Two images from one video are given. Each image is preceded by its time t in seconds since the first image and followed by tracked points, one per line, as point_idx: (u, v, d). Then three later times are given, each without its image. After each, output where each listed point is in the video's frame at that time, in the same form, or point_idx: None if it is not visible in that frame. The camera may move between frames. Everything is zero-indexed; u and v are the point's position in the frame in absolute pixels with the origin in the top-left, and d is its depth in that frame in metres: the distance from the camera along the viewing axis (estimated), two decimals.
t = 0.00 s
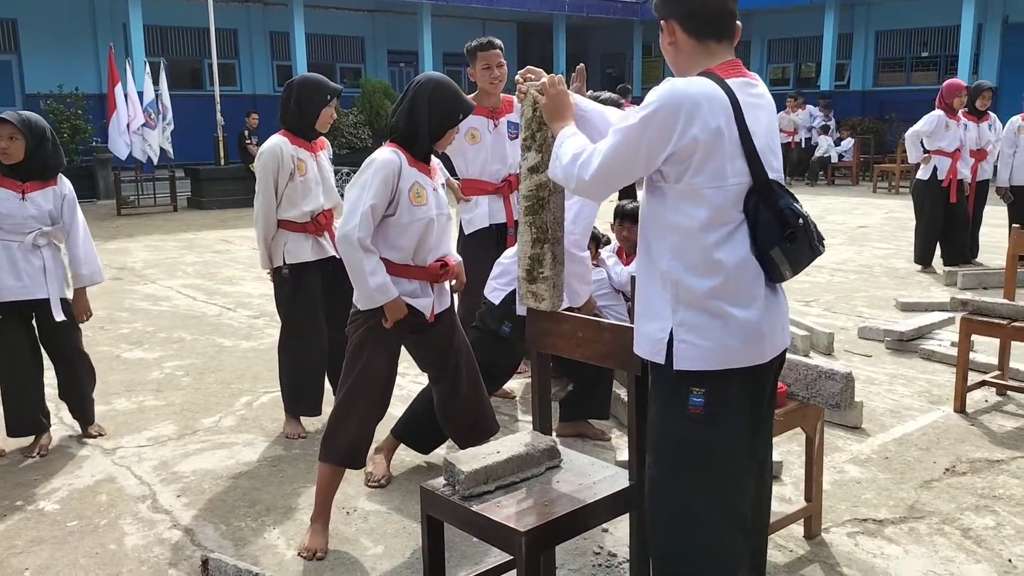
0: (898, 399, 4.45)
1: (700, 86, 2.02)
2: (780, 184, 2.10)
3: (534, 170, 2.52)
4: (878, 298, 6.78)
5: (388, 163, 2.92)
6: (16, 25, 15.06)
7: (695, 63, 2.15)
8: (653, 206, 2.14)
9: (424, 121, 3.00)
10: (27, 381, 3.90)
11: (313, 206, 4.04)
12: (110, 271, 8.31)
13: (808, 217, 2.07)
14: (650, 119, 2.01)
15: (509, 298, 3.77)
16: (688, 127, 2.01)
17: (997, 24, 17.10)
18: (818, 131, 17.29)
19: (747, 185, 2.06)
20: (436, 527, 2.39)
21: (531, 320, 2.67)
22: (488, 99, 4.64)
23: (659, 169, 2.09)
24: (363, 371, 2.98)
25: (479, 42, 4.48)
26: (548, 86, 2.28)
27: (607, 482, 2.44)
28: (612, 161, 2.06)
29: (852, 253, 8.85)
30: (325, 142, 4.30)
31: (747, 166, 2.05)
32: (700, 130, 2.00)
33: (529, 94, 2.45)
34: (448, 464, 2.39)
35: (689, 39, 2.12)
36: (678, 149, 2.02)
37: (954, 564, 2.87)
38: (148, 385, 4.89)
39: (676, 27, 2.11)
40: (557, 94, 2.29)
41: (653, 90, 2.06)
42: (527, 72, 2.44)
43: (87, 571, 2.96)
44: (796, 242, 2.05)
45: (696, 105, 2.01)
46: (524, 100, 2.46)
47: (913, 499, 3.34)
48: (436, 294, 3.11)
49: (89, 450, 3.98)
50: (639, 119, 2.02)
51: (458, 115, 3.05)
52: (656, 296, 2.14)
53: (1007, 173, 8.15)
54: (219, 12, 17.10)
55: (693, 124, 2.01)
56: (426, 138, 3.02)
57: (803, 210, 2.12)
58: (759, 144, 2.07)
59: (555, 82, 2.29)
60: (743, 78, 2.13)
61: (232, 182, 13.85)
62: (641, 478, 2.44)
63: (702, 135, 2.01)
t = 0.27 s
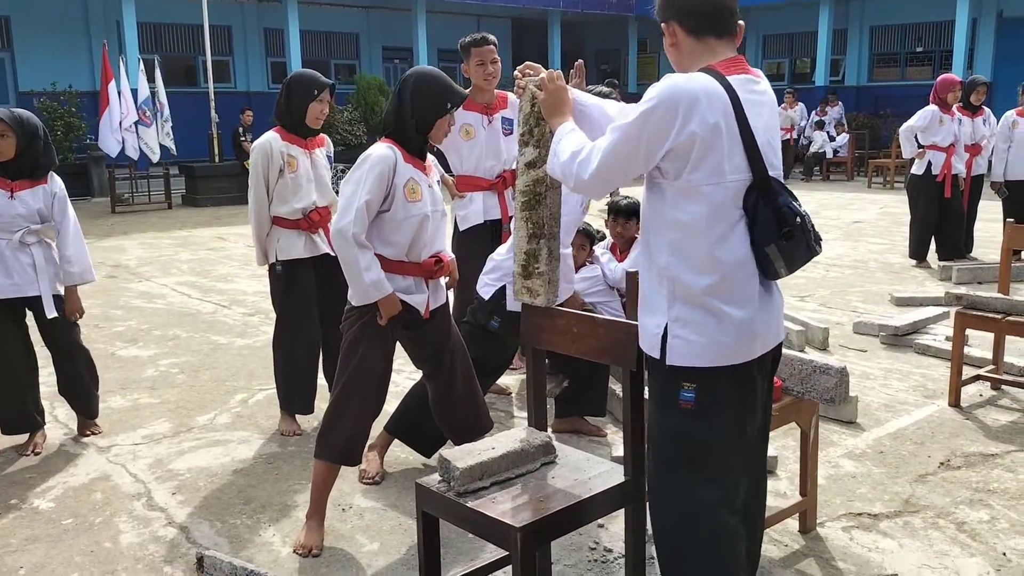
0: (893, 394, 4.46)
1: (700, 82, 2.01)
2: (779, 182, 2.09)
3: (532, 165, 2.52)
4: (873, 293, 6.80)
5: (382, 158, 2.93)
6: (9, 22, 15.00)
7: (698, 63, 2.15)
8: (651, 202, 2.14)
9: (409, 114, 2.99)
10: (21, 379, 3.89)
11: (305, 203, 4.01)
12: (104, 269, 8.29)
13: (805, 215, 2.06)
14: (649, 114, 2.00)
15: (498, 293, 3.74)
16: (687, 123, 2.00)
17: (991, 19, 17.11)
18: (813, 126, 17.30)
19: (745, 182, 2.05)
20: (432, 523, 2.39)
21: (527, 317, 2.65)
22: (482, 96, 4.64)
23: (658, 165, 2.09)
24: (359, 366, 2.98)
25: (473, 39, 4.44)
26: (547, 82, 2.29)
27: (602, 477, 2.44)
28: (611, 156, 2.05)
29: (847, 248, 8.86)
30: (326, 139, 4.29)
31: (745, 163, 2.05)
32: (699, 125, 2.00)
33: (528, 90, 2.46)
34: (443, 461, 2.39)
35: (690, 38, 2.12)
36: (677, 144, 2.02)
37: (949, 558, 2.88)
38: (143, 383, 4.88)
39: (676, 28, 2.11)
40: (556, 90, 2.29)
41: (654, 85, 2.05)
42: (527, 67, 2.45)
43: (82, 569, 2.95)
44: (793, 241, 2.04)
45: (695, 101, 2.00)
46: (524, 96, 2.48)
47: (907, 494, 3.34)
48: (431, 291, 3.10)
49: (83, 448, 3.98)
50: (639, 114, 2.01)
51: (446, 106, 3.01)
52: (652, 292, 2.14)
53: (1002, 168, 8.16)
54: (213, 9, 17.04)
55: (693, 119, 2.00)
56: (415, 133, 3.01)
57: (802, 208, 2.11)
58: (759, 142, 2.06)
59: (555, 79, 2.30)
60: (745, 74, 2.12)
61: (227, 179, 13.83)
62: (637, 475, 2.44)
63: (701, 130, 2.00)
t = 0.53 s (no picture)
0: (893, 391, 4.46)
1: (691, 75, 2.02)
2: (776, 176, 2.08)
3: (532, 164, 2.52)
4: (873, 290, 6.80)
5: (361, 159, 2.94)
6: (8, 23, 15.01)
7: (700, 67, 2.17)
8: (649, 198, 2.15)
9: (380, 108, 3.03)
10: (21, 378, 3.89)
11: (303, 202, 4.01)
12: (104, 268, 8.29)
13: (803, 210, 2.04)
14: (639, 110, 2.02)
15: (497, 293, 3.76)
16: (677, 116, 2.01)
17: (990, 16, 17.10)
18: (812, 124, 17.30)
19: (741, 176, 2.04)
20: (432, 522, 2.39)
21: (525, 315, 2.65)
22: (480, 94, 4.65)
23: (653, 160, 2.10)
24: (355, 366, 2.97)
25: (470, 38, 4.43)
26: (547, 80, 2.30)
27: (602, 475, 2.44)
28: (604, 148, 2.07)
29: (847, 246, 8.86)
30: (327, 139, 4.29)
31: (740, 156, 2.04)
32: (688, 115, 2.00)
33: (529, 89, 2.48)
34: (442, 460, 2.39)
35: (689, 41, 2.14)
36: (667, 135, 2.02)
37: (948, 555, 2.88)
38: (143, 383, 4.89)
39: (676, 35, 2.15)
40: (557, 89, 2.30)
41: (645, 80, 2.07)
42: (528, 66, 2.48)
43: (83, 568, 2.95)
44: (788, 233, 2.02)
45: (684, 94, 2.00)
46: (524, 96, 2.50)
47: (907, 491, 3.35)
48: (425, 291, 3.09)
49: (84, 448, 3.98)
50: (629, 106, 2.03)
51: (414, 91, 2.99)
52: (651, 288, 2.15)
53: (1001, 165, 8.16)
54: (212, 8, 17.04)
55: (681, 109, 2.00)
56: (390, 126, 3.03)
57: (801, 202, 2.09)
58: (754, 135, 2.05)
59: (556, 77, 2.30)
60: (746, 71, 2.12)
61: (227, 179, 13.83)
62: (636, 473, 2.44)
63: (690, 120, 2.00)
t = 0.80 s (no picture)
0: (896, 390, 4.46)
1: (691, 70, 2.03)
2: (780, 171, 2.07)
3: (535, 163, 2.53)
4: (877, 289, 6.80)
5: (353, 160, 2.97)
6: (12, 24, 15.05)
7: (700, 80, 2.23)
8: (652, 194, 2.16)
9: (373, 109, 3.05)
10: (27, 377, 3.90)
11: (307, 202, 4.02)
12: (109, 269, 8.31)
13: (807, 205, 2.03)
14: (638, 105, 2.04)
15: (499, 293, 3.77)
16: (677, 110, 2.02)
17: (994, 14, 17.07)
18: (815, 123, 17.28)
19: (743, 170, 2.04)
20: (436, 520, 2.40)
21: (529, 315, 2.67)
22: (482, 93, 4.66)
23: (655, 155, 2.10)
24: (358, 365, 2.98)
25: (473, 38, 4.43)
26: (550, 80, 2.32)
27: (605, 474, 2.45)
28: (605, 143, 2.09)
29: (850, 245, 8.86)
30: (333, 139, 4.29)
31: (742, 150, 2.04)
32: (687, 106, 2.01)
33: (532, 88, 2.49)
34: (446, 458, 2.39)
35: (684, 52, 2.19)
36: (667, 127, 2.03)
37: (951, 553, 2.88)
38: (147, 382, 4.90)
39: (671, 52, 2.22)
40: (559, 88, 2.31)
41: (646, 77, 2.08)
42: (531, 66, 2.50)
43: (89, 567, 2.97)
44: (791, 227, 2.01)
45: (683, 89, 2.02)
46: (527, 95, 2.52)
47: (911, 489, 3.35)
48: (425, 290, 3.09)
49: (89, 447, 4.00)
50: (629, 100, 2.05)
51: (403, 90, 2.99)
52: (655, 284, 2.16)
53: (1005, 163, 8.14)
54: (215, 9, 17.07)
55: (681, 101, 2.02)
56: (382, 126, 3.04)
57: (807, 198, 2.08)
58: (756, 130, 2.05)
59: (558, 78, 2.32)
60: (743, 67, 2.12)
61: (230, 179, 13.85)
62: (640, 471, 2.44)
63: (689, 112, 2.01)
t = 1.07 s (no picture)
0: (900, 390, 4.46)
1: (696, 69, 2.04)
2: (787, 170, 2.07)
3: (539, 162, 2.53)
4: (880, 288, 6.79)
5: (355, 162, 2.98)
6: (16, 24, 15.08)
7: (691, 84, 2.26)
8: (656, 194, 2.16)
9: (376, 110, 3.05)
10: (30, 378, 3.91)
11: (311, 202, 4.02)
12: (113, 268, 8.33)
13: (814, 204, 2.02)
14: (643, 105, 2.04)
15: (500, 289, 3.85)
16: (681, 109, 2.02)
17: (997, 14, 17.04)
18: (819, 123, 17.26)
19: (748, 169, 2.04)
20: (439, 519, 2.40)
21: (533, 314, 2.67)
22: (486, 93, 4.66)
23: (660, 154, 2.11)
24: (361, 365, 2.99)
25: (475, 38, 4.42)
26: (555, 79, 2.32)
27: (609, 473, 2.45)
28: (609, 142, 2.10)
29: (854, 245, 8.84)
30: (337, 138, 4.30)
31: (747, 149, 2.04)
32: (692, 105, 2.01)
33: (536, 88, 2.50)
34: (450, 457, 2.39)
35: (690, 47, 2.22)
36: (672, 126, 2.03)
37: (955, 552, 2.88)
38: (151, 382, 4.91)
39: (677, 46, 2.22)
40: (564, 87, 2.31)
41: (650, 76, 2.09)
42: (535, 66, 2.51)
43: (93, 566, 2.97)
44: (797, 226, 2.00)
45: (687, 88, 2.02)
46: (531, 95, 2.52)
47: (914, 489, 3.35)
48: (427, 290, 3.09)
49: (93, 447, 4.00)
50: (634, 99, 2.05)
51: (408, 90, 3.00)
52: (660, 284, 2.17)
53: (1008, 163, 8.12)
54: (219, 9, 17.09)
55: (686, 100, 2.02)
56: (384, 126, 3.04)
57: (814, 197, 2.07)
58: (762, 129, 2.05)
59: (562, 77, 2.32)
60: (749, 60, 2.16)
61: (234, 179, 13.86)
62: (643, 469, 2.44)
63: (694, 111, 2.01)
